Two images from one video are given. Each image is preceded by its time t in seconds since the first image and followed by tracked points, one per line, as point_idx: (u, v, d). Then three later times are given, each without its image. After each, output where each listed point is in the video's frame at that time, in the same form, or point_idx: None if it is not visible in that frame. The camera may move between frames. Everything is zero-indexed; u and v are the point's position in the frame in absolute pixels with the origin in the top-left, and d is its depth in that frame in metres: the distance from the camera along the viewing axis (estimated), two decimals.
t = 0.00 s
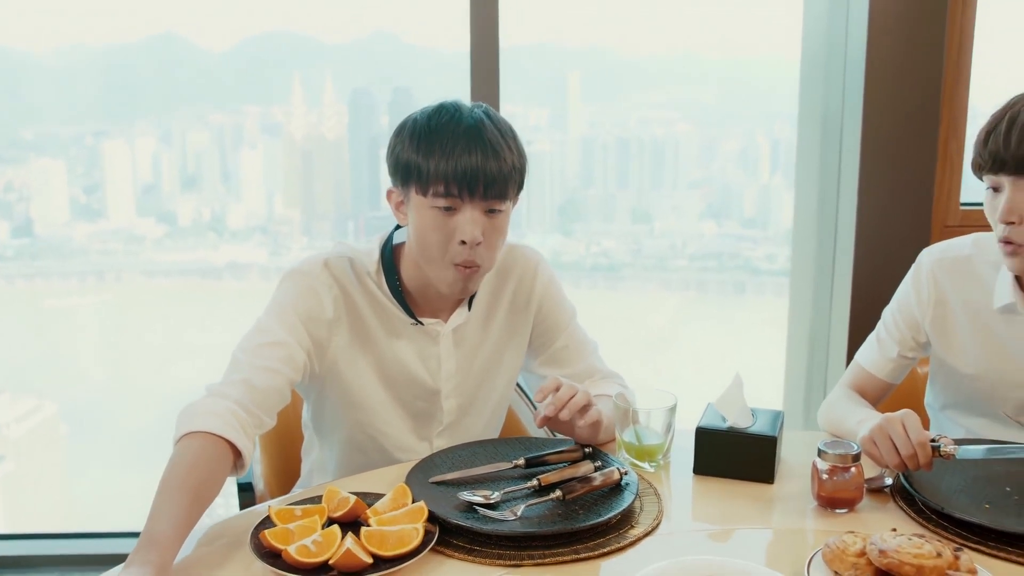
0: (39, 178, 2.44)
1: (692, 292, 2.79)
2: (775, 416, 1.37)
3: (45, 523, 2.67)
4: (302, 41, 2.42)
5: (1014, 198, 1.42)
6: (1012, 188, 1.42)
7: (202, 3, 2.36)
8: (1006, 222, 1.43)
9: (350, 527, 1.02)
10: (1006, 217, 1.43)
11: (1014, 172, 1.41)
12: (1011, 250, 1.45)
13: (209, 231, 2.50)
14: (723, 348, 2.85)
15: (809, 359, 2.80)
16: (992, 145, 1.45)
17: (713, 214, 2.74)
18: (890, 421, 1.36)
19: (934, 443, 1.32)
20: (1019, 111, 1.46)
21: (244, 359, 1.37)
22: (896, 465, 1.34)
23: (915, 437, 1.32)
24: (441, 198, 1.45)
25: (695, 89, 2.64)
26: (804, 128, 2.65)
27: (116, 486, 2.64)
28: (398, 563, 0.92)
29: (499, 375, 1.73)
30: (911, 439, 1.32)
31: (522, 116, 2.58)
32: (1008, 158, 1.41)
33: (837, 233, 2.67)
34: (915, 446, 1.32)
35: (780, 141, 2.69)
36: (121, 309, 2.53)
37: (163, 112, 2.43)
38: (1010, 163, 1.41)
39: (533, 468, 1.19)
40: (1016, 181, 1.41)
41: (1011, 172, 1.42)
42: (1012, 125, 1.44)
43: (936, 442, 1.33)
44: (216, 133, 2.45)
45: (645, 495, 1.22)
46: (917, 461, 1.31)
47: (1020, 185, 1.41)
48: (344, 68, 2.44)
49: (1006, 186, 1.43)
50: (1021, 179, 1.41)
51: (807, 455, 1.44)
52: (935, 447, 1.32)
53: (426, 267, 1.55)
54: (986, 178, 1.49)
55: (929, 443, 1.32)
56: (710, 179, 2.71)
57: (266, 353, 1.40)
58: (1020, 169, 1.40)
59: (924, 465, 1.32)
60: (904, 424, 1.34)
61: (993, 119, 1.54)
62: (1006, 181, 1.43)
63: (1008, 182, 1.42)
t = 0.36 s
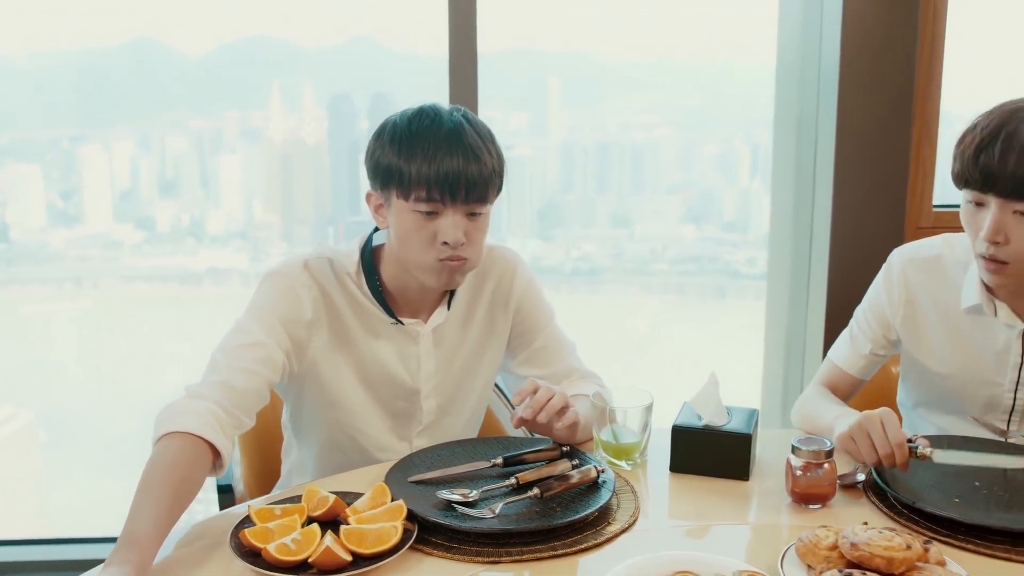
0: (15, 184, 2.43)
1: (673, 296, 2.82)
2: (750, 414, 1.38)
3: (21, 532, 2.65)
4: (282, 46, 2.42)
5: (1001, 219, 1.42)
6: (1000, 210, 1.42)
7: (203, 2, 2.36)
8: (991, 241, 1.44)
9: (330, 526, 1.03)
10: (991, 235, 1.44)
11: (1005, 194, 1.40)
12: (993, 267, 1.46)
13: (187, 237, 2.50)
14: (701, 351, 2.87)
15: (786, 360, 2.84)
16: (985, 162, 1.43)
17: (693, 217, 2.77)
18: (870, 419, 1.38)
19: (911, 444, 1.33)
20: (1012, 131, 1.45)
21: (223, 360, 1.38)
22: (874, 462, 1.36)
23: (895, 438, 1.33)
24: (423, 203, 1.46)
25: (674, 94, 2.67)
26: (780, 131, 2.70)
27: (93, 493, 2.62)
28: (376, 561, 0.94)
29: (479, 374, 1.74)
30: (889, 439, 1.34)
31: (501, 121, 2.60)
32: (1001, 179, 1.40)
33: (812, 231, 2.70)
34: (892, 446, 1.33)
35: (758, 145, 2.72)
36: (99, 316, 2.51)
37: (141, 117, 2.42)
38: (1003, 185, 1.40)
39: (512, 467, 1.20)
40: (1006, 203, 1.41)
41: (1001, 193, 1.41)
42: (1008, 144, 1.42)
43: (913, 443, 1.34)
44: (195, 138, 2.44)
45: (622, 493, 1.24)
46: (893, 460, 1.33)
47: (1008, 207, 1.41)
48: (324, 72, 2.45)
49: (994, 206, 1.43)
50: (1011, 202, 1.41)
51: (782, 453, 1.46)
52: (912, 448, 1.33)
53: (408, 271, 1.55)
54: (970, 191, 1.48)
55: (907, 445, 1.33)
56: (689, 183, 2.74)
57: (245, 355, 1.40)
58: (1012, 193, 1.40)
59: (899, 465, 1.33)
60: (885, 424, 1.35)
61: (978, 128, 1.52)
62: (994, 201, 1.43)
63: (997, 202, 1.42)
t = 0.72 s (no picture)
0: None
1: (655, 297, 2.84)
2: (727, 410, 1.40)
3: None
4: (263, 48, 2.42)
5: (958, 198, 1.50)
6: (957, 189, 1.50)
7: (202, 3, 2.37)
8: (951, 220, 1.51)
9: (310, 522, 1.04)
10: (950, 214, 1.51)
11: (960, 172, 1.49)
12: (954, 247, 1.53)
13: (168, 240, 2.49)
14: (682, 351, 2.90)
15: (765, 359, 2.88)
16: (941, 144, 1.52)
17: (674, 219, 2.79)
18: (844, 415, 1.40)
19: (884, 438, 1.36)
20: (968, 114, 1.53)
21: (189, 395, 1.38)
22: (847, 457, 1.38)
23: (869, 432, 1.36)
24: (450, 200, 1.49)
25: (655, 96, 2.69)
26: (761, 130, 2.73)
27: (72, 498, 2.60)
28: (358, 556, 0.95)
29: (463, 373, 1.75)
30: (863, 433, 1.36)
31: (484, 123, 2.62)
32: (955, 159, 1.49)
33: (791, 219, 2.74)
34: (867, 441, 1.36)
35: (738, 147, 2.75)
36: (78, 320, 2.49)
37: (120, 120, 2.40)
38: (957, 164, 1.49)
39: (492, 464, 1.21)
40: (962, 181, 1.49)
41: (957, 172, 1.49)
42: (962, 126, 1.51)
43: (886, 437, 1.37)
44: (175, 141, 2.44)
45: (601, 488, 1.25)
46: (867, 455, 1.35)
47: (965, 185, 1.49)
48: (306, 75, 2.45)
49: (952, 185, 1.51)
50: (967, 179, 1.49)
51: (760, 448, 1.48)
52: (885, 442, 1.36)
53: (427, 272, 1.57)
54: (934, 175, 1.56)
55: (881, 438, 1.36)
56: (670, 185, 2.76)
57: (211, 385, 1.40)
58: (966, 170, 1.48)
59: (873, 459, 1.36)
60: (858, 419, 1.38)
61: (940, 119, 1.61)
62: (952, 180, 1.51)
63: (954, 181, 1.50)
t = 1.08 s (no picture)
0: None
1: (634, 300, 2.87)
2: (702, 406, 1.42)
3: None
4: (241, 51, 2.42)
5: (922, 193, 1.55)
6: (921, 183, 1.55)
7: (202, 2, 2.37)
8: (915, 214, 1.56)
9: (287, 519, 1.04)
10: (914, 209, 1.56)
11: (924, 168, 1.54)
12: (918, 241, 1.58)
13: (145, 245, 2.48)
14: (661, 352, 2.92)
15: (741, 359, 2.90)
16: (906, 141, 1.57)
17: (654, 222, 2.82)
18: (816, 408, 1.42)
19: (855, 431, 1.38)
20: (931, 110, 1.57)
21: (162, 409, 1.33)
22: (819, 450, 1.40)
23: (840, 425, 1.38)
24: (446, 190, 1.50)
25: (632, 100, 2.72)
26: (734, 133, 2.76)
27: (45, 506, 2.57)
28: (335, 552, 0.96)
29: (444, 372, 1.74)
30: (834, 427, 1.38)
31: (463, 127, 2.63)
32: (919, 154, 1.54)
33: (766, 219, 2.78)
34: (838, 433, 1.38)
35: (717, 150, 2.78)
36: (54, 325, 2.47)
37: (96, 124, 2.38)
38: (921, 160, 1.54)
39: (469, 460, 1.22)
40: (925, 176, 1.54)
41: (921, 168, 1.54)
42: (925, 122, 1.55)
43: (857, 430, 1.39)
44: (152, 145, 2.43)
45: (577, 484, 1.27)
46: (838, 448, 1.37)
47: (929, 180, 1.54)
48: (285, 78, 2.45)
49: (916, 180, 1.56)
50: (931, 175, 1.54)
51: (735, 444, 1.50)
52: (856, 435, 1.38)
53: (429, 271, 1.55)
54: (898, 172, 1.61)
55: (851, 432, 1.38)
56: (649, 188, 2.79)
57: (185, 400, 1.36)
58: (929, 166, 1.53)
59: (845, 452, 1.38)
60: (829, 412, 1.39)
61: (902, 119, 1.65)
62: (916, 176, 1.56)
63: (918, 176, 1.55)
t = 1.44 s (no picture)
0: None
1: (617, 301, 2.88)
2: (681, 402, 1.43)
3: None
4: (222, 53, 2.41)
5: (896, 190, 1.57)
6: (894, 180, 1.57)
7: (203, 3, 2.37)
8: (888, 211, 1.58)
9: (267, 516, 1.05)
10: (888, 206, 1.58)
11: (897, 165, 1.56)
12: (893, 238, 1.60)
13: (126, 247, 2.46)
14: (644, 353, 2.93)
15: (722, 358, 2.92)
16: (879, 138, 1.59)
17: (636, 224, 2.83)
18: (793, 403, 1.44)
19: (832, 425, 1.40)
20: (905, 108, 1.60)
21: (137, 407, 1.33)
22: (797, 445, 1.42)
23: (817, 419, 1.40)
24: (424, 190, 1.50)
25: (614, 101, 2.74)
26: (714, 135, 2.77)
27: (24, 512, 2.54)
28: (315, 548, 0.96)
29: (424, 370, 1.74)
30: (811, 421, 1.40)
31: (445, 128, 2.64)
32: (892, 152, 1.56)
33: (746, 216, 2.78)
34: (815, 428, 1.40)
35: (699, 152, 2.79)
36: (33, 329, 2.45)
37: (75, 126, 2.37)
38: (893, 157, 1.56)
39: (449, 457, 1.22)
40: (898, 174, 1.57)
41: (894, 165, 1.57)
42: (897, 120, 1.58)
43: (833, 424, 1.41)
44: (132, 147, 2.42)
45: (557, 480, 1.28)
46: (816, 442, 1.40)
47: (902, 178, 1.57)
48: (266, 79, 2.45)
49: (889, 177, 1.58)
50: (904, 172, 1.56)
51: (715, 439, 1.51)
52: (832, 429, 1.40)
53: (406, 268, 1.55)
54: (872, 170, 1.63)
55: (828, 426, 1.40)
56: (632, 190, 2.80)
57: (160, 399, 1.36)
58: (901, 163, 1.56)
59: (822, 446, 1.40)
60: (807, 406, 1.42)
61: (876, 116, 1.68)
62: (889, 173, 1.58)
63: (892, 174, 1.57)
